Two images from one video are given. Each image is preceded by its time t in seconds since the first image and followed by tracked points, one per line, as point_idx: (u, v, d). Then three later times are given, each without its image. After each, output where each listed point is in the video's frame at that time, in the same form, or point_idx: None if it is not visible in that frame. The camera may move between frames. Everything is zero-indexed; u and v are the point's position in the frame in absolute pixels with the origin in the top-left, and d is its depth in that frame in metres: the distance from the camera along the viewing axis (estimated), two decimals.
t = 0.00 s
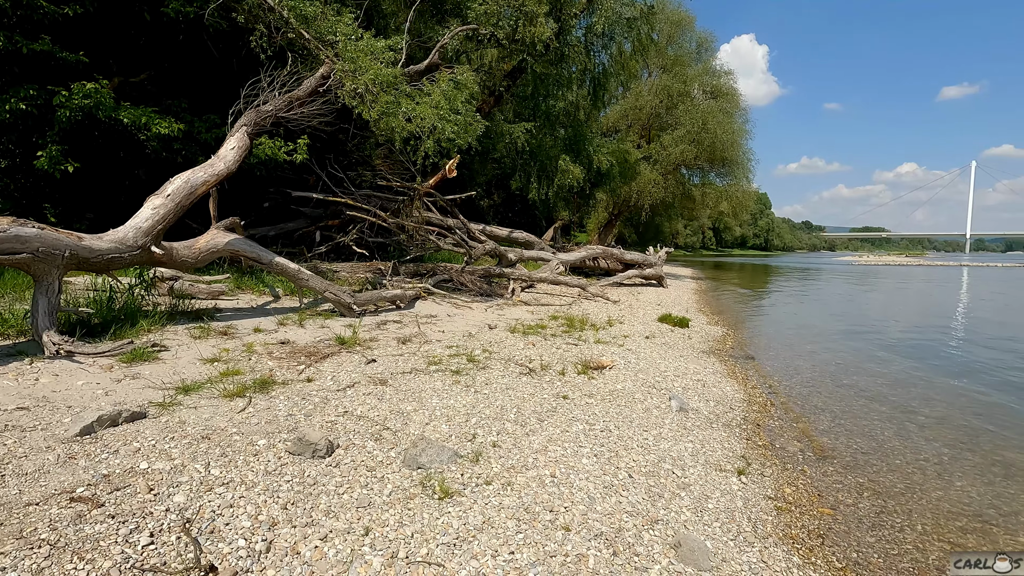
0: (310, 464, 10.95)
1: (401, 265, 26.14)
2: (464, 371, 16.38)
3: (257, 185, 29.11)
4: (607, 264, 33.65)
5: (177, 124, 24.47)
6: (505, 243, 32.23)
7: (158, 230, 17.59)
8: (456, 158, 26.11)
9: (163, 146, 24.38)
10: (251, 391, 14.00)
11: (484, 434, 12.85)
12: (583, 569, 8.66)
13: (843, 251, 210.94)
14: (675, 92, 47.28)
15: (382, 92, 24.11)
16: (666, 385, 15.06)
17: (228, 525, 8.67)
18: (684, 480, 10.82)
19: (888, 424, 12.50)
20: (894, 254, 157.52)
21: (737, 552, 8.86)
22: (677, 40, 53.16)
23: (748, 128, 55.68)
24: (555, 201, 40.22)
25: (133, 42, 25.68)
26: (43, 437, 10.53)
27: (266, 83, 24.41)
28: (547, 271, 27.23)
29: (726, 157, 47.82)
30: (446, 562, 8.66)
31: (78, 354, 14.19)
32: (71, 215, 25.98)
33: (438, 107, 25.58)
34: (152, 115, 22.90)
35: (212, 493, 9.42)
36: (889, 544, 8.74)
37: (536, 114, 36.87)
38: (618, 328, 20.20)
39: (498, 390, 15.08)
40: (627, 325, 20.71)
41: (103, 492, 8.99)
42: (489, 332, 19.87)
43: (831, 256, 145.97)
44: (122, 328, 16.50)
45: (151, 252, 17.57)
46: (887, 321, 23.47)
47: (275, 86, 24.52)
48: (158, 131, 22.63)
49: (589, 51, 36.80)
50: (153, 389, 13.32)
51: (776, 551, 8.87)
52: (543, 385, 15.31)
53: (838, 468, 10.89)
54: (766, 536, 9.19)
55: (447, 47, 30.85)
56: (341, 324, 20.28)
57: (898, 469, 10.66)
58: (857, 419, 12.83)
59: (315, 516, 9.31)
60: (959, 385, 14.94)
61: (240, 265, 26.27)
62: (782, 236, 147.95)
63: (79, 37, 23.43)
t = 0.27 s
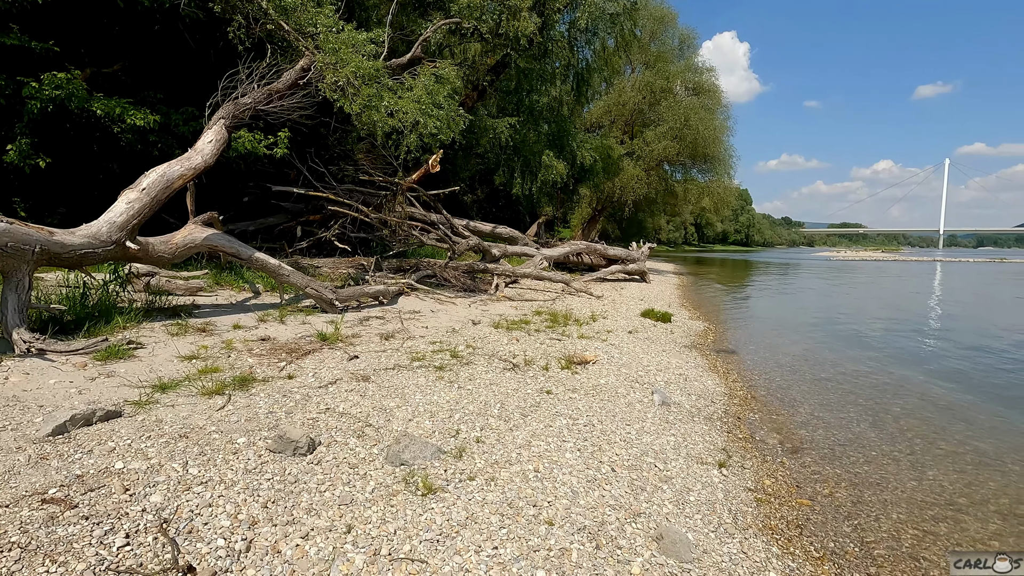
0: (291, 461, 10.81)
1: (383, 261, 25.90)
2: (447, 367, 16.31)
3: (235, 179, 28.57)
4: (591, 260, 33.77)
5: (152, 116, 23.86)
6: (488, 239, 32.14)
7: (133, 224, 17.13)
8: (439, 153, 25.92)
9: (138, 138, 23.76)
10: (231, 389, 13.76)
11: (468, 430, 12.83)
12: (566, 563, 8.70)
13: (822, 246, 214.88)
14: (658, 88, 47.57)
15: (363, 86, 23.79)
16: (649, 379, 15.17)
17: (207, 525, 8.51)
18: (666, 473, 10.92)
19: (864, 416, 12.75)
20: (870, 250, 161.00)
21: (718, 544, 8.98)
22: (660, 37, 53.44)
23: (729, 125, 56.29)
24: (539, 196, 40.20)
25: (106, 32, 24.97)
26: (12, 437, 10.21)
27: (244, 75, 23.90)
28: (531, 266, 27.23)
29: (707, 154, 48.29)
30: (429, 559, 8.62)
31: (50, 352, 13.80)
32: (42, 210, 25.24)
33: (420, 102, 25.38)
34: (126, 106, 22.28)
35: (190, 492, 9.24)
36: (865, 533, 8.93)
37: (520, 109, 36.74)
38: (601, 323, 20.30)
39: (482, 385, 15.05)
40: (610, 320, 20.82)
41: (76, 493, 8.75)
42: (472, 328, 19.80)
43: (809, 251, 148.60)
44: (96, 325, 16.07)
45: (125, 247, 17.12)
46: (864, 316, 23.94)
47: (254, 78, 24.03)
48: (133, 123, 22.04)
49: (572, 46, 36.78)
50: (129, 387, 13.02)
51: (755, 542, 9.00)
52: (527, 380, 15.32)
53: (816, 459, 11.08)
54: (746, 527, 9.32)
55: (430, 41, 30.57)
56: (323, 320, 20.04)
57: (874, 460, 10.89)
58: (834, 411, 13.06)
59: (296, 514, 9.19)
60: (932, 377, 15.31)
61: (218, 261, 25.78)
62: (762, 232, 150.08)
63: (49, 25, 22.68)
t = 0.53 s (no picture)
0: (265, 458, 10.63)
1: (359, 254, 25.56)
2: (425, 360, 16.21)
3: (206, 170, 27.82)
4: (568, 252, 33.90)
5: (116, 104, 23.00)
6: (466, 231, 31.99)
7: (98, 217, 16.51)
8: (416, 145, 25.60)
9: (101, 127, 22.89)
10: (202, 385, 13.45)
11: (446, 423, 12.79)
12: (544, 553, 8.77)
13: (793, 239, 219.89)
14: (635, 82, 47.84)
15: (338, 76, 23.32)
16: (626, 370, 15.33)
17: (178, 524, 8.31)
18: (643, 463, 11.07)
19: (833, 404, 13.11)
20: (839, 242, 165.44)
21: (692, 531, 9.15)
22: (637, 30, 53.68)
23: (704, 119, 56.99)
24: (517, 189, 40.12)
25: (66, 15, 23.94)
26: None
27: (214, 62, 23.21)
28: (509, 259, 27.20)
29: (683, 147, 48.83)
30: (406, 552, 8.59)
31: (9, 349, 13.27)
32: (1, 201, 24.20)
33: (396, 92, 25.01)
34: (89, 93, 21.42)
35: (161, 491, 9.01)
36: (833, 517, 9.20)
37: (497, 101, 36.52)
38: (579, 315, 20.42)
39: (459, 378, 15.02)
40: (587, 313, 20.95)
41: (39, 494, 8.45)
42: (450, 321, 19.72)
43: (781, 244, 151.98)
44: (60, 321, 15.49)
45: (89, 240, 16.51)
46: (833, 306, 24.55)
47: (224, 66, 23.34)
48: (96, 111, 21.23)
49: (550, 38, 36.69)
50: (94, 384, 12.61)
51: (729, 529, 9.19)
52: (505, 372, 15.34)
53: (787, 447, 11.36)
54: (720, 515, 9.52)
55: (406, 30, 30.11)
56: (298, 314, 19.70)
57: (842, 446, 11.21)
58: (805, 400, 13.39)
59: (271, 511, 9.05)
60: (897, 366, 15.82)
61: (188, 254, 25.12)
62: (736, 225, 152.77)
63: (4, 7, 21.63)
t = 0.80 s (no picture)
0: (227, 450, 10.34)
1: (324, 241, 24.98)
2: (392, 349, 16.03)
3: (160, 154, 26.65)
4: (537, 240, 33.97)
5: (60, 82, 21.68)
6: (434, 218, 31.64)
7: (41, 202, 15.64)
8: (381, 130, 25.03)
9: (44, 107, 21.58)
10: (159, 377, 12.95)
11: (414, 411, 12.70)
12: (511, 537, 8.85)
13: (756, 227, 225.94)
14: (603, 69, 47.93)
15: (298, 57, 22.51)
16: (593, 356, 15.50)
17: (134, 520, 8.01)
18: (609, 446, 11.24)
19: (791, 385, 13.57)
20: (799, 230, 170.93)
21: (656, 511, 9.36)
22: (605, 17, 53.64)
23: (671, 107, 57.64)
24: (485, 176, 39.86)
25: None
26: None
27: (166, 40, 22.08)
28: (478, 246, 27.05)
29: (650, 135, 49.31)
30: (373, 541, 8.52)
31: None
32: None
33: (359, 76, 24.32)
34: (29, 71, 20.10)
35: (115, 487, 8.66)
36: (789, 493, 9.56)
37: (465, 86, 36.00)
38: (547, 302, 20.51)
39: (427, 366, 14.92)
40: (556, 299, 21.07)
41: None
42: (418, 309, 19.52)
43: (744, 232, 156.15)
44: (2, 313, 14.64)
45: (33, 227, 15.64)
46: (792, 292, 25.34)
47: (177, 45, 22.23)
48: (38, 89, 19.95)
49: (518, 23, 36.30)
50: (41, 378, 11.99)
51: (691, 507, 9.45)
52: (473, 359, 15.31)
53: (748, 427, 11.71)
54: (683, 494, 9.77)
55: (369, 11, 29.24)
56: (260, 303, 19.16)
57: (799, 425, 11.63)
58: (765, 382, 13.82)
59: (233, 504, 8.82)
60: (851, 348, 16.46)
61: (143, 242, 24.08)
62: (702, 213, 156.03)
63: None
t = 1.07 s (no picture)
0: (176, 437, 9.97)
1: (278, 221, 24.10)
2: (350, 330, 15.74)
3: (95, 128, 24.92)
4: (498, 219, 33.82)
5: None
6: (393, 197, 30.97)
7: None
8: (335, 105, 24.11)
9: None
10: (101, 363, 12.31)
11: (373, 391, 12.57)
12: (472, 512, 8.96)
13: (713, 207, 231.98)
14: (562, 46, 47.61)
15: (243, 26, 21.30)
16: (553, 334, 15.64)
17: (77, 511, 7.65)
18: (568, 421, 11.45)
19: (742, 358, 14.10)
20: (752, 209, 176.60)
21: (613, 481, 9.63)
22: None
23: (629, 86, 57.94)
24: (444, 154, 39.24)
25: None
26: None
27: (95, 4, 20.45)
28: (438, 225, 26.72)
29: (609, 114, 49.53)
30: (332, 522, 8.45)
31: None
32: None
33: (310, 48, 23.26)
34: None
35: (55, 478, 8.22)
36: (738, 460, 10.00)
37: (422, 62, 34.78)
38: (508, 281, 20.53)
39: (387, 347, 14.74)
40: (516, 278, 21.11)
41: None
42: (377, 289, 19.19)
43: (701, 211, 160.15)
44: None
45: None
46: (745, 269, 26.19)
47: (108, 9, 20.63)
48: None
49: None
50: None
51: (646, 477, 9.76)
52: (433, 339, 15.22)
53: (701, 399, 12.13)
54: (639, 464, 10.08)
55: None
56: (210, 285, 18.39)
57: (749, 396, 12.13)
58: (717, 355, 14.32)
59: (184, 491, 8.54)
60: (798, 322, 17.20)
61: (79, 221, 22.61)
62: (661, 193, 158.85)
63: None
